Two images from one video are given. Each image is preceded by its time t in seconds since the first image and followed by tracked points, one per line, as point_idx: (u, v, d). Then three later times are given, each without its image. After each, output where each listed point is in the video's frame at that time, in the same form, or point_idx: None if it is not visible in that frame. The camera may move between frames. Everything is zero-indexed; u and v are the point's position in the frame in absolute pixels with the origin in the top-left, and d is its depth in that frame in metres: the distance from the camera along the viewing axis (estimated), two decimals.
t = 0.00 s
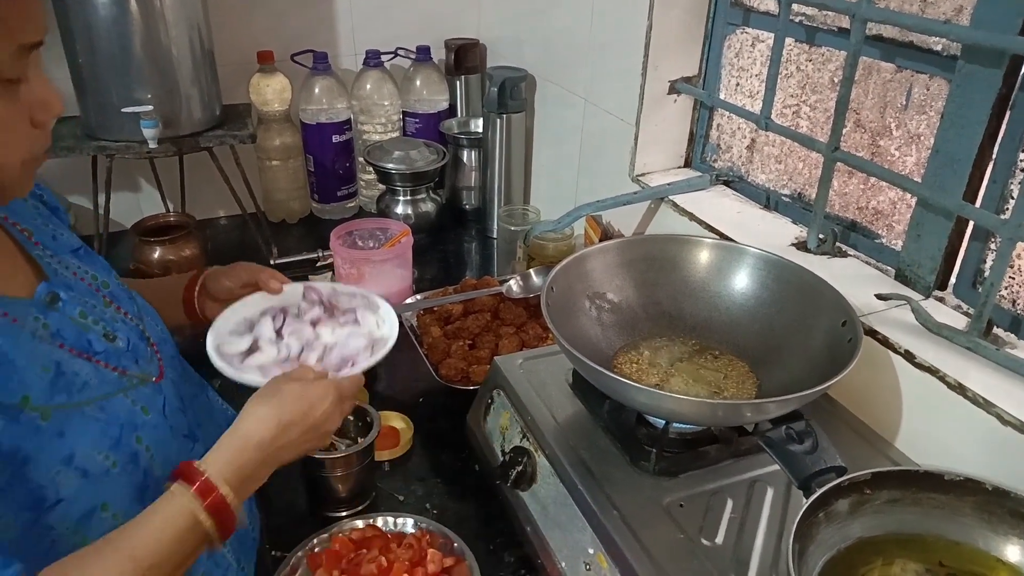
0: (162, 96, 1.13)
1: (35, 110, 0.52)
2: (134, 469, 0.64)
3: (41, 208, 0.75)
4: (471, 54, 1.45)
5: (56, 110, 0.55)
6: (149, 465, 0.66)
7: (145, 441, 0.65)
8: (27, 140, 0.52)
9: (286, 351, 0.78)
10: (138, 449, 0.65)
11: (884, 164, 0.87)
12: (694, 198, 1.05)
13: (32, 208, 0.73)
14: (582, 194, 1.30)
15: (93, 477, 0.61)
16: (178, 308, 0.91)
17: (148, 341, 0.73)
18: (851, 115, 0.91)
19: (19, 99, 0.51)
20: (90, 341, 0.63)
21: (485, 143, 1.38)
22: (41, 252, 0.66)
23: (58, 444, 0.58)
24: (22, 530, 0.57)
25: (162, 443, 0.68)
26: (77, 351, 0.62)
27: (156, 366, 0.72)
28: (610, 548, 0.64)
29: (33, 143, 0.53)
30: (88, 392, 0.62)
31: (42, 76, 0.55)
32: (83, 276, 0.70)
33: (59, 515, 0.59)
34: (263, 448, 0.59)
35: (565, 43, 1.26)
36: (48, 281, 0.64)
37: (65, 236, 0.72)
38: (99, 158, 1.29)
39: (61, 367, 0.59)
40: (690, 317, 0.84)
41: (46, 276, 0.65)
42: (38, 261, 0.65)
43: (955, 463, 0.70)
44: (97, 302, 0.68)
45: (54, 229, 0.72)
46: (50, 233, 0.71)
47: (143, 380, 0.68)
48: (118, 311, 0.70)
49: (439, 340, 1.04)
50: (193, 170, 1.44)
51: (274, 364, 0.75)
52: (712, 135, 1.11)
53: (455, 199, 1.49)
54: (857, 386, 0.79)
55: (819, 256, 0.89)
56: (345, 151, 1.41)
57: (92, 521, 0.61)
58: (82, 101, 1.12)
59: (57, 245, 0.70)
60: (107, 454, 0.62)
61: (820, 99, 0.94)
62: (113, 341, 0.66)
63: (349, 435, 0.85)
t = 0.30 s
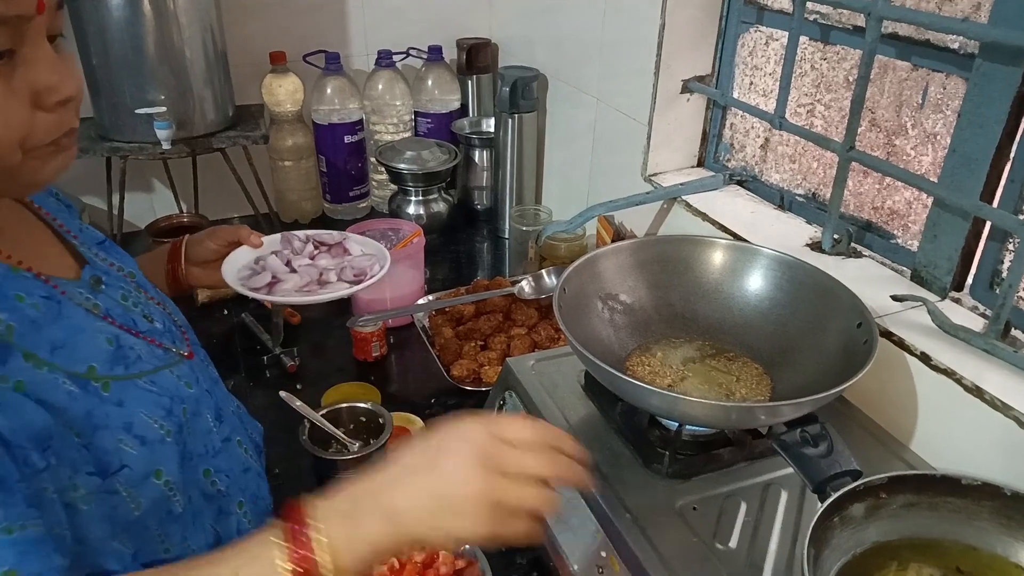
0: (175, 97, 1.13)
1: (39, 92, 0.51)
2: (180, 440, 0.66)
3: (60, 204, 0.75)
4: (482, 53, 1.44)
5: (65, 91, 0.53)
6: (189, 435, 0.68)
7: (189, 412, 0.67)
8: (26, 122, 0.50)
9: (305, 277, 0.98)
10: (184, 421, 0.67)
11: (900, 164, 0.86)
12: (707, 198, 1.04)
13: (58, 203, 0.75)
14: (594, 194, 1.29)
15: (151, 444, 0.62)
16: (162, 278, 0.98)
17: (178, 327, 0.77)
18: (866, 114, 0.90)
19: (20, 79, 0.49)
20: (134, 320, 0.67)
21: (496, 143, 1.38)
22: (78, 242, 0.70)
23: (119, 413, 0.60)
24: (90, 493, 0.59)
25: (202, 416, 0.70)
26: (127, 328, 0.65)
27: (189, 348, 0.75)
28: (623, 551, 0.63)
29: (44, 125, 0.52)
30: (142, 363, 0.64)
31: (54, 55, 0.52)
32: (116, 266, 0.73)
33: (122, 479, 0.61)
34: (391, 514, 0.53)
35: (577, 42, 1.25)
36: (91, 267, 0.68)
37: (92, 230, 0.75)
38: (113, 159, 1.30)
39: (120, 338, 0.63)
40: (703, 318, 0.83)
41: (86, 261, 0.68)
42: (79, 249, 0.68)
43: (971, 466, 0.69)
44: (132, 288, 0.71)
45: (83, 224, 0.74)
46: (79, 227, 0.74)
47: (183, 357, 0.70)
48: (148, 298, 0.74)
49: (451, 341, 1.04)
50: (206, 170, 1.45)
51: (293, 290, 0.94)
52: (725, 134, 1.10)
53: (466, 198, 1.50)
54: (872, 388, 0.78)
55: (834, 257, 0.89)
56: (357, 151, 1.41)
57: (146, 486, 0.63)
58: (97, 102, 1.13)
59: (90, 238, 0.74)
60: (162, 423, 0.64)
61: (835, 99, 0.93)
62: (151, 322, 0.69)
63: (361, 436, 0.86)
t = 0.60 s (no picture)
0: (178, 100, 1.13)
1: (69, 90, 0.51)
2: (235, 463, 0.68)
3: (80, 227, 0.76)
4: (484, 57, 1.45)
5: (99, 87, 0.53)
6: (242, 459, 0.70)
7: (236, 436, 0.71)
8: (56, 121, 0.51)
9: (334, 263, 1.00)
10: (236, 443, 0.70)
11: (901, 167, 0.86)
12: (708, 202, 1.04)
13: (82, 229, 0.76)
14: (596, 197, 1.29)
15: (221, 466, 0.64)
16: (167, 280, 0.99)
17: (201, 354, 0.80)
18: (867, 117, 0.90)
19: (48, 78, 0.50)
20: (178, 349, 0.70)
21: (498, 147, 1.38)
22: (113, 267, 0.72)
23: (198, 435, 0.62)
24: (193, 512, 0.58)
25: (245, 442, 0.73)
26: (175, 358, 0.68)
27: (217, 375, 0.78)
28: (623, 556, 0.63)
29: (76, 123, 0.52)
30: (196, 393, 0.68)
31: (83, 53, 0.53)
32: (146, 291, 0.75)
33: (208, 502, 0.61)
34: None
35: (579, 45, 1.26)
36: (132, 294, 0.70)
37: (117, 257, 0.76)
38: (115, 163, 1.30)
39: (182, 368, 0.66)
40: (704, 322, 0.83)
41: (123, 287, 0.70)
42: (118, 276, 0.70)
43: (973, 471, 0.69)
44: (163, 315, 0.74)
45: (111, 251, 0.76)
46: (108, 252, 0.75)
47: (216, 387, 0.74)
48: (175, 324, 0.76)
49: (452, 345, 1.04)
50: (207, 174, 1.45)
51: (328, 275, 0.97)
52: (727, 138, 1.10)
53: (468, 202, 1.50)
54: (873, 392, 0.78)
55: (835, 260, 0.88)
56: (359, 155, 1.41)
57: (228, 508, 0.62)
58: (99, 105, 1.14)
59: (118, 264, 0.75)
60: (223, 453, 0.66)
61: (836, 102, 0.93)
62: (187, 351, 0.72)
63: (361, 439, 0.86)
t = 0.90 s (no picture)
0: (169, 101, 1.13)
1: (136, 111, 0.50)
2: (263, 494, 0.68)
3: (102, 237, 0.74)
4: (477, 58, 1.44)
5: (160, 105, 0.52)
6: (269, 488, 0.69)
7: (266, 464, 0.70)
8: (127, 147, 0.49)
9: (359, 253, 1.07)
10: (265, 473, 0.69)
11: (890, 167, 0.87)
12: (699, 202, 1.04)
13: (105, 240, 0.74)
14: (588, 198, 1.29)
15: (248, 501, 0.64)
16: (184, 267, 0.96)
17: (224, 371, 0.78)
18: (856, 118, 0.90)
19: (115, 99, 0.48)
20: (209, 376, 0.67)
21: (491, 148, 1.38)
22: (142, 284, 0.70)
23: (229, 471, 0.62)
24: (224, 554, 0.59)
25: (273, 466, 0.72)
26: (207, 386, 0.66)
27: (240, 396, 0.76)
28: (614, 555, 0.64)
29: (145, 145, 0.51)
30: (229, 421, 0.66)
31: (147, 73, 0.52)
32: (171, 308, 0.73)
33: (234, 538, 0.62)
34: None
35: (571, 46, 1.26)
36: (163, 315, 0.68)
37: (141, 270, 0.74)
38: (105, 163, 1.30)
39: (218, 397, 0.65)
40: (695, 321, 0.84)
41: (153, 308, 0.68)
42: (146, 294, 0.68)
43: (961, 469, 0.69)
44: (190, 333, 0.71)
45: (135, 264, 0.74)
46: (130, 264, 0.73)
47: (244, 412, 0.72)
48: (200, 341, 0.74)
49: (444, 344, 1.04)
50: (199, 174, 1.45)
51: (356, 263, 1.04)
52: (718, 138, 1.11)
53: (460, 203, 1.50)
54: (862, 390, 0.78)
55: (825, 260, 0.89)
56: (351, 156, 1.41)
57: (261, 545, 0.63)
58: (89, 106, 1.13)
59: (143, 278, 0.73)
60: (252, 485, 0.66)
61: (826, 103, 0.94)
62: (216, 374, 0.70)
63: (353, 440, 0.86)
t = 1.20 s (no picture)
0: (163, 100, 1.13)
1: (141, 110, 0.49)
2: (247, 507, 0.64)
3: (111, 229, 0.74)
4: (472, 54, 1.44)
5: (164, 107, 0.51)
6: (259, 502, 0.66)
7: (257, 478, 0.66)
8: (135, 145, 0.48)
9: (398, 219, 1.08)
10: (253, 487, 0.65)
11: (885, 161, 0.87)
12: (695, 197, 1.04)
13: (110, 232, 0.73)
14: (584, 193, 1.29)
15: (218, 518, 0.60)
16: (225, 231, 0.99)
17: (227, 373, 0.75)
18: (851, 112, 0.90)
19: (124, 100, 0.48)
20: (198, 384, 0.64)
21: (487, 144, 1.38)
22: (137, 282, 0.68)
23: (197, 487, 0.58)
24: None
25: (267, 478, 0.68)
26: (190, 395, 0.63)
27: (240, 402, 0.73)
28: (610, 550, 0.64)
29: (150, 143, 0.50)
30: (212, 433, 0.62)
31: (149, 72, 0.51)
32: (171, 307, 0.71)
33: (200, 557, 0.59)
34: None
35: (566, 42, 1.26)
36: (155, 317, 0.65)
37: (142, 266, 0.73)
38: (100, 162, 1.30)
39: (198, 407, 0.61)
40: (691, 316, 0.83)
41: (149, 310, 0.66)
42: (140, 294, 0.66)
43: (956, 462, 0.69)
44: (186, 335, 0.69)
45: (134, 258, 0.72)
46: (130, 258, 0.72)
47: (237, 420, 0.68)
48: (199, 343, 0.71)
49: (441, 341, 1.04)
50: (194, 173, 1.44)
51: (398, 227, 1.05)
52: (713, 133, 1.11)
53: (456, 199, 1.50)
54: (857, 384, 0.78)
55: (821, 254, 0.89)
56: (347, 153, 1.41)
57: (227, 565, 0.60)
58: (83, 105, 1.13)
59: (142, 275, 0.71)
60: (228, 494, 0.61)
61: (820, 96, 0.94)
62: (209, 380, 0.67)
63: (350, 437, 0.86)
